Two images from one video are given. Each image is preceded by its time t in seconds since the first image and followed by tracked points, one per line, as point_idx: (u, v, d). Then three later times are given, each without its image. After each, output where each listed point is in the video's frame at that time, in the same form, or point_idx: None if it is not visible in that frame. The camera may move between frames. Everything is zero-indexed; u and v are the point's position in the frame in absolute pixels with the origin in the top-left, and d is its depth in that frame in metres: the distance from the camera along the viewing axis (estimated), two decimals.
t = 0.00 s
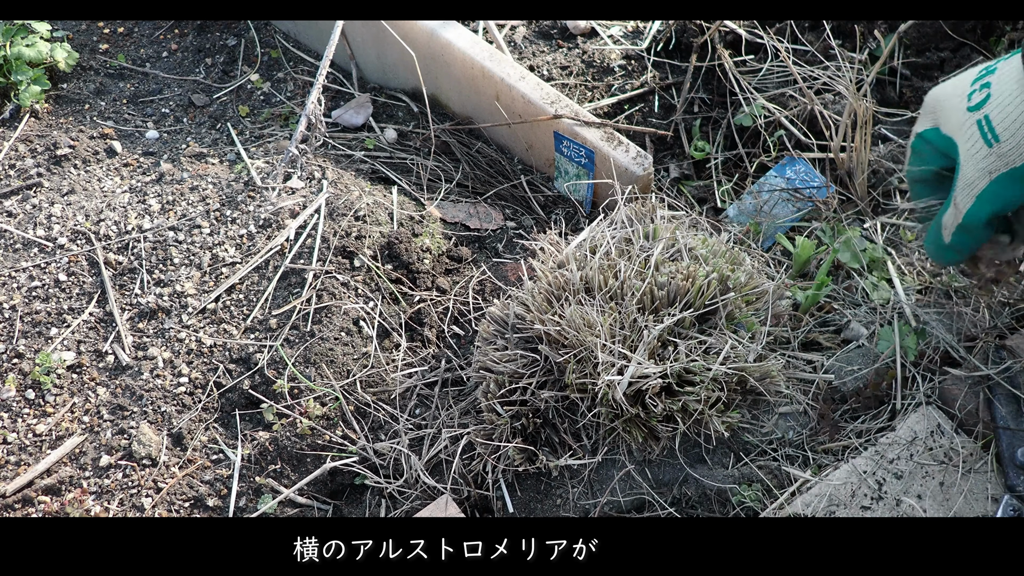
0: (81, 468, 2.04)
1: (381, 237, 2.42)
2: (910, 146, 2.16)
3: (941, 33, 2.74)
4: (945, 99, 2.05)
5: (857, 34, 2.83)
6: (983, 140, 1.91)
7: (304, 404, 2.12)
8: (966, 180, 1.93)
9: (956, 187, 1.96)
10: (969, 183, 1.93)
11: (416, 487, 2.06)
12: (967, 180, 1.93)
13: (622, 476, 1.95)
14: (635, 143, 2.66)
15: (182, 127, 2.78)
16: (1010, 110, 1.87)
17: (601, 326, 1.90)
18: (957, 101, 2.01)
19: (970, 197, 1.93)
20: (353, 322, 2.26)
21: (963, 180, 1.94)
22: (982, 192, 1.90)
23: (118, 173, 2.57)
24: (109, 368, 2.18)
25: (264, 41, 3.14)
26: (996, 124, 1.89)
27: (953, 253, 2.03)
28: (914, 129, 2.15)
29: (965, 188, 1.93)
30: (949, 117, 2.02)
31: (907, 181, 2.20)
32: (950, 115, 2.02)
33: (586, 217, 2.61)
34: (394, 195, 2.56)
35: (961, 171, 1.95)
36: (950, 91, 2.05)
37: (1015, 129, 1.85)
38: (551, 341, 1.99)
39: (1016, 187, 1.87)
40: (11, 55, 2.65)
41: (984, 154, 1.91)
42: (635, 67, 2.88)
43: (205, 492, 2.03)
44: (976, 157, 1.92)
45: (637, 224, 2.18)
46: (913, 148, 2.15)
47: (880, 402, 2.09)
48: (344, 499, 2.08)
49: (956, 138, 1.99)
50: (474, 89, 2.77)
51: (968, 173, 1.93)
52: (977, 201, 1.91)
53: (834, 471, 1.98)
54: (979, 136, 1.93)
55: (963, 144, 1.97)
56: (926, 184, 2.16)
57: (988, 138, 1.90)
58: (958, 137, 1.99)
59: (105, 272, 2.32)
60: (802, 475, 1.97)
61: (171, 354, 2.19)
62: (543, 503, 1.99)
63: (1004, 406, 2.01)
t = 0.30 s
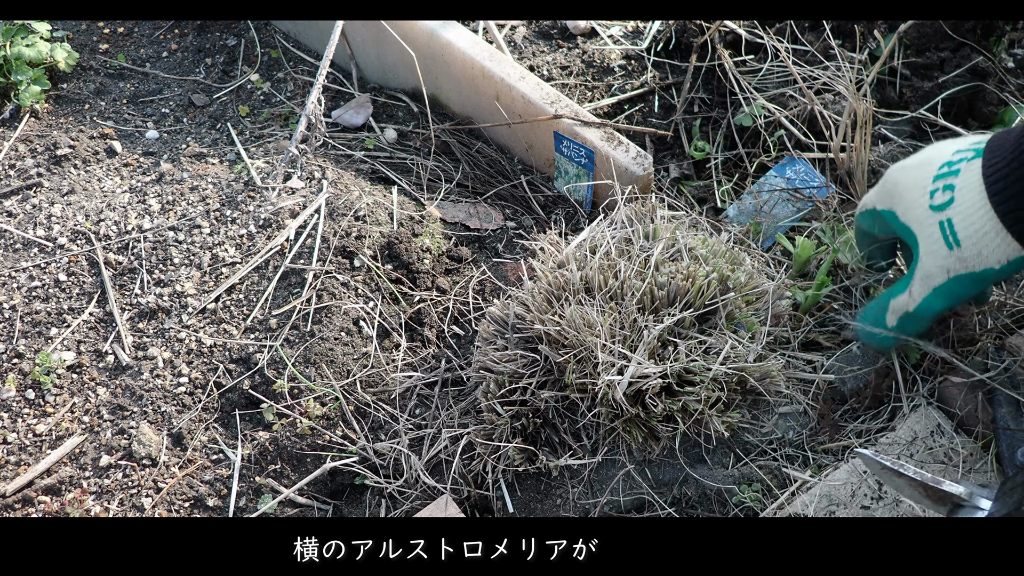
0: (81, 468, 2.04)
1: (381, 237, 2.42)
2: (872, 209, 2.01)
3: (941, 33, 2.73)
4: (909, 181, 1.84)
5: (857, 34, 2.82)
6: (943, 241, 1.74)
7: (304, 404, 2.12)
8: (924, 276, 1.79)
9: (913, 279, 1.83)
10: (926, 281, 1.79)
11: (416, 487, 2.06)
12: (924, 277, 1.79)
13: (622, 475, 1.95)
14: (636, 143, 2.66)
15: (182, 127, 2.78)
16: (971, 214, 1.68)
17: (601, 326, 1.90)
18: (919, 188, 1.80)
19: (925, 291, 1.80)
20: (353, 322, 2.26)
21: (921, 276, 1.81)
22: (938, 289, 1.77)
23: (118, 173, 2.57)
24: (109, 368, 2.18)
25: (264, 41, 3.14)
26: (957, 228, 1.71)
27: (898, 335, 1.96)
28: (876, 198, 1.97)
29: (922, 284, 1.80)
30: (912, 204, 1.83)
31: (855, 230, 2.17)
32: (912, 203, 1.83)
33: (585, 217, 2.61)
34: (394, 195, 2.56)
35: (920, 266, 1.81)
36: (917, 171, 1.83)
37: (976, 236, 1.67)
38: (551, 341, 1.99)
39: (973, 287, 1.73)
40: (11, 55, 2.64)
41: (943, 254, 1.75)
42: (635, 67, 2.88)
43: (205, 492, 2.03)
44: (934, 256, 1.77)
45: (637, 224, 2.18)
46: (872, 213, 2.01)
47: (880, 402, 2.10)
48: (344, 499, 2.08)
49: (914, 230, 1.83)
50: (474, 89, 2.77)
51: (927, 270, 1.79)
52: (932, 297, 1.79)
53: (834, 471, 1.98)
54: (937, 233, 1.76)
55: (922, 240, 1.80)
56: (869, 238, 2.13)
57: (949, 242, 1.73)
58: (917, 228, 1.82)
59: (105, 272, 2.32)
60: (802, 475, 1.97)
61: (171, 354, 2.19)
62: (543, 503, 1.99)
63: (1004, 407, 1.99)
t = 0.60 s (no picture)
0: (81, 468, 2.04)
1: (381, 237, 2.42)
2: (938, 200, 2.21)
3: (941, 32, 2.73)
4: (969, 161, 2.08)
5: (857, 34, 2.82)
6: (996, 217, 1.94)
7: (304, 404, 2.12)
8: (986, 251, 1.98)
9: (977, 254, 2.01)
10: (988, 256, 1.97)
11: (416, 487, 2.06)
12: (988, 250, 1.97)
13: (622, 475, 1.96)
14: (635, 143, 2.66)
15: (182, 127, 2.78)
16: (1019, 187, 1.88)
17: (601, 326, 1.90)
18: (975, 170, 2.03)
19: (989, 265, 1.98)
20: (353, 322, 2.26)
21: (984, 249, 1.98)
22: (1000, 263, 1.94)
23: (119, 173, 2.57)
24: (109, 368, 2.18)
25: (264, 41, 3.14)
26: (1007, 201, 1.90)
27: (978, 310, 2.11)
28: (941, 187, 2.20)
29: (986, 258, 1.98)
30: (970, 182, 2.06)
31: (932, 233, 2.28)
32: (972, 180, 2.05)
33: (586, 217, 2.61)
34: (394, 195, 2.56)
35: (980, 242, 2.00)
36: (975, 152, 2.08)
37: None
38: (551, 341, 1.99)
39: None
40: (11, 55, 2.64)
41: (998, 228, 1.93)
42: (635, 67, 2.88)
43: (205, 492, 2.03)
44: (990, 232, 1.96)
45: (637, 224, 2.18)
46: (939, 203, 2.21)
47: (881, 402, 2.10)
48: (344, 499, 2.09)
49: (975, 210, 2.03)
50: (473, 89, 2.77)
51: (986, 246, 1.97)
52: (995, 270, 1.96)
53: (834, 471, 1.98)
54: (991, 211, 1.95)
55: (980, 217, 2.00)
56: (949, 236, 2.21)
57: (1004, 215, 1.91)
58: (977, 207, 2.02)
59: (105, 272, 2.32)
60: (802, 475, 1.97)
61: (171, 354, 2.19)
62: (543, 503, 1.99)
63: (1004, 406, 2.01)
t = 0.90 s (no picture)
0: (81, 468, 2.04)
1: (381, 237, 2.42)
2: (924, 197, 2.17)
3: (941, 33, 2.73)
4: (961, 160, 2.03)
5: (857, 34, 2.82)
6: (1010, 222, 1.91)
7: (304, 404, 2.12)
8: (1002, 258, 1.95)
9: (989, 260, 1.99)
10: (1005, 262, 1.95)
11: (416, 487, 2.06)
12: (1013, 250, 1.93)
13: (622, 475, 1.96)
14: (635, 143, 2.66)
15: (182, 127, 2.78)
16: None
17: (601, 326, 1.90)
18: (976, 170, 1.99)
19: (1005, 271, 1.96)
20: (353, 322, 2.26)
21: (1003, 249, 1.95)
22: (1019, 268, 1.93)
23: (118, 173, 2.57)
24: (109, 368, 2.18)
25: (264, 41, 3.14)
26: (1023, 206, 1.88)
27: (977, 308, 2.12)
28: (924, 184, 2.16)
29: (1001, 265, 1.96)
30: (972, 182, 2.00)
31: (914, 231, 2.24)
32: (972, 180, 2.00)
33: (585, 216, 2.61)
34: (394, 195, 2.56)
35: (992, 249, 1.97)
36: (972, 150, 2.01)
37: None
38: (551, 341, 1.99)
39: None
40: (11, 55, 2.64)
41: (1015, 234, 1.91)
42: (635, 67, 2.88)
43: (205, 492, 2.03)
44: (1006, 238, 1.93)
45: (637, 224, 2.18)
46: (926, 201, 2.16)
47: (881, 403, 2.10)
48: (344, 499, 2.08)
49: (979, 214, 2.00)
50: (473, 88, 2.77)
51: (1002, 252, 1.95)
52: (1015, 276, 1.94)
53: (834, 471, 1.98)
54: (1005, 216, 1.93)
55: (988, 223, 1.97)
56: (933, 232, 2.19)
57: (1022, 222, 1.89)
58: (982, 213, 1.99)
59: (105, 272, 2.32)
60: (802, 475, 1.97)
61: (171, 354, 2.19)
62: (543, 503, 1.99)
63: (1004, 405, 2.01)
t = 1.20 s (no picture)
0: (81, 468, 2.04)
1: (381, 237, 2.42)
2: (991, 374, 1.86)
3: (941, 32, 2.73)
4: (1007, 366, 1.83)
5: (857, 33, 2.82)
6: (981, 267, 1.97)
7: (304, 404, 2.12)
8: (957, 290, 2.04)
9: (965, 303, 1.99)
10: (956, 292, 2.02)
11: (416, 487, 2.06)
12: (993, 320, 1.82)
13: (622, 475, 1.96)
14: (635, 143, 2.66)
15: (182, 127, 2.78)
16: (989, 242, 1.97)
17: (601, 326, 1.90)
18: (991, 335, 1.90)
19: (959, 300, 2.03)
20: (353, 322, 2.26)
21: (984, 325, 1.86)
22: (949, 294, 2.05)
23: (118, 173, 2.57)
24: (109, 368, 2.18)
25: (264, 41, 3.14)
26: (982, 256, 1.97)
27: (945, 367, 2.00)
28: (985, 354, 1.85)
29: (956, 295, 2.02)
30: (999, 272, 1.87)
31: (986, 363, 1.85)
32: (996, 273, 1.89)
33: (585, 217, 2.61)
34: (394, 195, 2.56)
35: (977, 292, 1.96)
36: None
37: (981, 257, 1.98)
38: (551, 341, 1.98)
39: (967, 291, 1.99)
40: (12, 55, 2.64)
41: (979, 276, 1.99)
42: (635, 67, 2.88)
43: (205, 492, 2.03)
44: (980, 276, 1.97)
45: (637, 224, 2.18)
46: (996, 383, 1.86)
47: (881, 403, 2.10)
48: (344, 499, 2.08)
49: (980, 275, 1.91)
50: (473, 89, 2.77)
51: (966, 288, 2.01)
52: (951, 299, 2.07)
53: (834, 471, 1.97)
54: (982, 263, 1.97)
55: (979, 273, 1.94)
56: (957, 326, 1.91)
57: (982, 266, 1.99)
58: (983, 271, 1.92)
59: (105, 272, 2.32)
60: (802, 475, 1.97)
61: (171, 354, 2.19)
62: (543, 503, 1.98)
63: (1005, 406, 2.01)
